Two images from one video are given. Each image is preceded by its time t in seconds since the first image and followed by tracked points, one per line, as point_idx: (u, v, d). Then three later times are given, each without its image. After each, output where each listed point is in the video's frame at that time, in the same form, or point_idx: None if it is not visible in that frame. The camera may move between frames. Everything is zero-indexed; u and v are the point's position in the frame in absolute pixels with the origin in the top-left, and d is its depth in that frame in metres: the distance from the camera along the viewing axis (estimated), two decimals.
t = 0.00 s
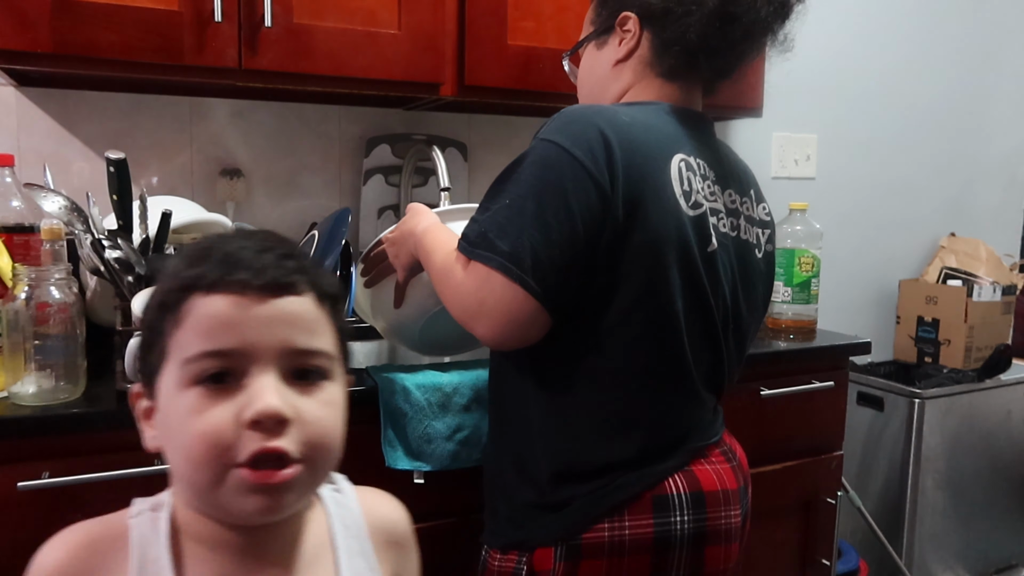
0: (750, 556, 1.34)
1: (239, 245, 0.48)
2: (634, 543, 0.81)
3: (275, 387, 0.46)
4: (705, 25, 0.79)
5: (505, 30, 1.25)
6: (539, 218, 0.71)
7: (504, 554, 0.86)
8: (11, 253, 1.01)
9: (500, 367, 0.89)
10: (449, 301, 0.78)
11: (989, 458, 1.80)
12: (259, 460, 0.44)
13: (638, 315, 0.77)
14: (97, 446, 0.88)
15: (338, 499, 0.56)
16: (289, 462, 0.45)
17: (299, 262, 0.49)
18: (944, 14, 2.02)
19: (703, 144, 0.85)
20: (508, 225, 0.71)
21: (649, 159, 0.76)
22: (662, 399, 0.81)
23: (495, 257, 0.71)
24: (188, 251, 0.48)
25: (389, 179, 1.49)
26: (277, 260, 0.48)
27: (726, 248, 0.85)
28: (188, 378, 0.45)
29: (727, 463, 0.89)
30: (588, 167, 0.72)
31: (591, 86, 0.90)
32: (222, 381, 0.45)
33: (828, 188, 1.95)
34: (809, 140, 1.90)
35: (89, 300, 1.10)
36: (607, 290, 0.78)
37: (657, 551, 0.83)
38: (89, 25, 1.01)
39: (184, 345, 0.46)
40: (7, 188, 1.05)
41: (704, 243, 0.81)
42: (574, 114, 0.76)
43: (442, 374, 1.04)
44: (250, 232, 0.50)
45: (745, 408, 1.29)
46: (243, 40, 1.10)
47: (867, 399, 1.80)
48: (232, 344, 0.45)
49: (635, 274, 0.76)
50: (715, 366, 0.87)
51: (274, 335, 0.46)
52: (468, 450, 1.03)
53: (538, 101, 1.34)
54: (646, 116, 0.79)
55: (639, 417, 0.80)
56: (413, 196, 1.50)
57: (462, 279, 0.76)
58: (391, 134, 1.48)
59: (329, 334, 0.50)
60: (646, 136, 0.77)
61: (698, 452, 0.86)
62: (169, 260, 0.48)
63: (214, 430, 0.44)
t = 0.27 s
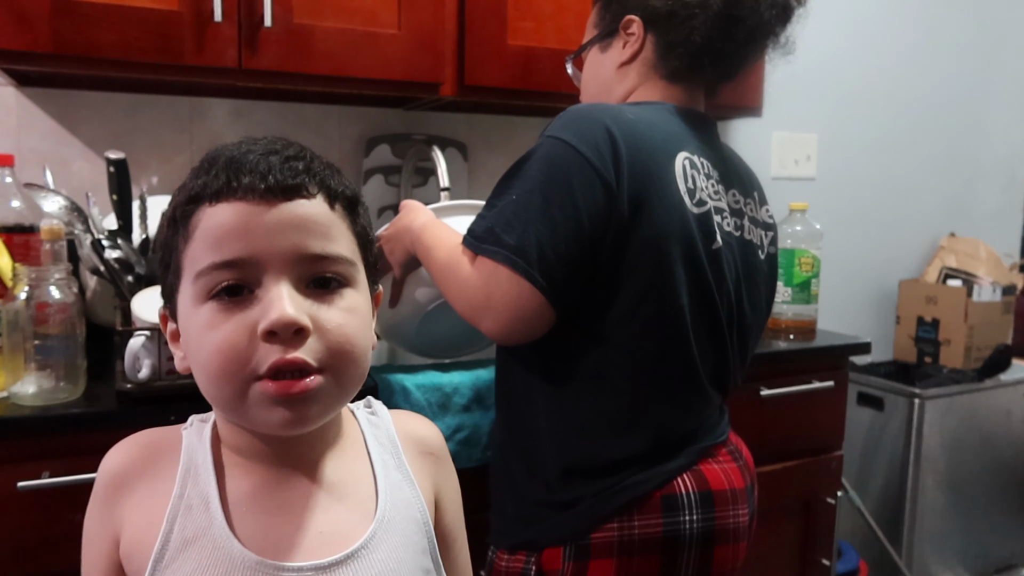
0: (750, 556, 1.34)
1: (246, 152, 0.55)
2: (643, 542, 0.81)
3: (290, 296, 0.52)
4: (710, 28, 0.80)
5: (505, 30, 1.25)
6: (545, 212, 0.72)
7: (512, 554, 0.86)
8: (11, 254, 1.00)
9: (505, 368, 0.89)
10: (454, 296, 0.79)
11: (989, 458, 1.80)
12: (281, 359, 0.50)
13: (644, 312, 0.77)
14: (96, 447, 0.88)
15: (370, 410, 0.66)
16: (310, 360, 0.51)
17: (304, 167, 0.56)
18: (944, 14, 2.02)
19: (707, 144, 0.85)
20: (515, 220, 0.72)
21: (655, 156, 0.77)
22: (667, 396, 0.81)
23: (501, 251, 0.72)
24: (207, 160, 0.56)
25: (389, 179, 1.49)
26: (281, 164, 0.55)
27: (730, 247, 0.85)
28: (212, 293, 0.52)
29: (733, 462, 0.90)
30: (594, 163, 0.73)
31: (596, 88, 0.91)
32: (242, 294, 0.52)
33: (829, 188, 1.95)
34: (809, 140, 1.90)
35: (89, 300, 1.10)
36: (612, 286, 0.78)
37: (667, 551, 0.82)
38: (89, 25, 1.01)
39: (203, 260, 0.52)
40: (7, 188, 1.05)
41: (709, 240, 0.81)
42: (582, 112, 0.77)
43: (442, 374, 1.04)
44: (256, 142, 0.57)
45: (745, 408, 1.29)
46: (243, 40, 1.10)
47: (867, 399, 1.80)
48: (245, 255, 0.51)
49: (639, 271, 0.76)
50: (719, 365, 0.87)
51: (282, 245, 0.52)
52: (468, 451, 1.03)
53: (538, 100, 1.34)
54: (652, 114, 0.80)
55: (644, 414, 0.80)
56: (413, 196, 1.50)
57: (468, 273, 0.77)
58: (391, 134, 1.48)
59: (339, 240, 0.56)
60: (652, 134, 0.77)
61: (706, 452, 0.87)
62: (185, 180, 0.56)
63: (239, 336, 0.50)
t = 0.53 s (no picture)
0: (749, 555, 1.34)
1: (264, 149, 0.56)
2: (643, 540, 0.82)
3: (295, 277, 0.52)
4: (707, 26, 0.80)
5: (505, 30, 1.25)
6: (568, 218, 0.74)
7: (513, 552, 0.86)
8: (11, 254, 1.00)
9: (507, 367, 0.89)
10: (471, 307, 0.80)
11: (989, 458, 1.80)
12: (282, 337, 0.51)
13: (661, 315, 0.78)
14: (96, 447, 0.88)
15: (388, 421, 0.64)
16: (311, 339, 0.52)
17: (320, 163, 0.57)
18: (944, 14, 2.02)
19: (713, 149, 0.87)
20: (537, 227, 0.74)
21: (668, 161, 0.78)
22: (680, 397, 0.82)
23: (524, 257, 0.74)
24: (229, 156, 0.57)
25: (389, 179, 1.49)
26: (297, 158, 0.56)
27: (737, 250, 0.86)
28: (222, 276, 0.53)
29: (734, 461, 0.91)
30: (614, 169, 0.74)
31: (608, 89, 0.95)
32: (249, 277, 0.53)
33: (828, 188, 1.95)
34: (809, 140, 1.90)
35: (89, 299, 1.10)
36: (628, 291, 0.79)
37: (667, 549, 0.83)
38: (89, 25, 1.01)
39: (217, 243, 0.54)
40: (7, 188, 1.05)
41: (719, 244, 0.82)
42: (597, 120, 0.78)
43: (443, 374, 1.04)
44: (278, 141, 0.59)
45: (746, 407, 1.29)
46: (243, 40, 1.10)
47: (867, 399, 1.80)
48: (253, 240, 0.52)
49: (656, 274, 0.77)
50: (728, 366, 0.88)
51: (291, 230, 0.53)
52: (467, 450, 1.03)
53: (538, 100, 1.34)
54: (660, 120, 0.81)
55: (657, 415, 0.81)
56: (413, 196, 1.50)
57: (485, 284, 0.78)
58: (391, 134, 1.49)
59: (349, 229, 0.56)
60: (664, 139, 0.78)
61: (707, 450, 0.88)
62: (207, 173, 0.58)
63: (243, 314, 0.51)
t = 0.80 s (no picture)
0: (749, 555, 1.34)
1: (243, 161, 0.57)
2: (661, 538, 0.85)
3: (286, 289, 0.54)
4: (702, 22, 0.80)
5: (505, 30, 1.25)
6: (577, 260, 0.75)
7: (524, 555, 0.87)
8: (11, 254, 1.00)
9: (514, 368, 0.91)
10: (483, 344, 0.83)
11: (989, 458, 1.80)
12: (275, 348, 0.53)
13: (680, 331, 0.82)
14: (96, 447, 0.88)
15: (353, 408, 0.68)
16: (302, 347, 0.54)
17: (300, 175, 0.58)
18: (944, 14, 2.02)
19: (709, 155, 0.90)
20: (546, 270, 0.76)
21: (671, 182, 0.80)
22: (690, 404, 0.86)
23: (536, 301, 0.76)
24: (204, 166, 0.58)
25: (389, 179, 1.48)
26: (281, 172, 0.57)
27: (739, 252, 0.90)
28: (210, 287, 0.54)
29: (740, 458, 0.94)
30: (622, 207, 0.76)
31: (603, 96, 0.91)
32: (240, 288, 0.54)
33: (828, 188, 1.95)
34: (809, 140, 1.90)
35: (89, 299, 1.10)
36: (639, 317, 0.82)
37: (683, 546, 0.87)
38: (88, 25, 1.01)
39: (203, 256, 0.54)
40: (7, 188, 1.05)
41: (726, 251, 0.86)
42: (600, 149, 0.78)
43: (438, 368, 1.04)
44: (254, 152, 0.59)
45: (745, 408, 1.29)
46: (243, 40, 1.10)
47: (867, 399, 1.81)
48: (244, 253, 0.53)
49: (675, 294, 0.81)
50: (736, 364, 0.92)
51: (279, 243, 0.54)
52: (465, 437, 1.02)
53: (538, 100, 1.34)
54: (659, 138, 0.82)
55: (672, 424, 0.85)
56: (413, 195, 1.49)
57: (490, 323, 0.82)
58: (390, 134, 1.48)
59: (331, 241, 0.58)
60: (669, 161, 0.81)
61: (718, 448, 0.91)
62: (184, 184, 0.57)
63: (236, 324, 0.53)
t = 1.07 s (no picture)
0: (749, 555, 1.35)
1: (198, 238, 0.61)
2: (633, 532, 0.82)
3: (233, 354, 0.58)
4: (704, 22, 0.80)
5: (505, 30, 1.25)
6: (507, 250, 0.75)
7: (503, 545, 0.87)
8: (11, 254, 1.00)
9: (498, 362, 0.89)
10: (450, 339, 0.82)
11: (989, 457, 1.80)
12: (223, 408, 0.56)
13: (625, 323, 0.78)
14: (96, 447, 0.88)
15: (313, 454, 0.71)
16: (249, 407, 0.57)
17: (250, 249, 0.62)
18: (944, 14, 2.02)
19: (678, 144, 0.85)
20: (484, 263, 0.76)
21: (616, 172, 0.77)
22: (647, 404, 0.81)
23: (480, 293, 0.76)
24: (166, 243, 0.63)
25: (389, 179, 1.48)
26: (230, 247, 0.61)
27: (709, 246, 0.85)
28: (167, 352, 0.58)
29: (724, 457, 0.89)
30: (547, 196, 0.74)
31: (568, 101, 0.90)
32: (194, 354, 0.58)
33: (828, 188, 1.95)
34: (809, 140, 1.90)
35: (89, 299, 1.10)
36: (588, 311, 0.79)
37: (656, 541, 0.83)
38: (89, 25, 1.01)
39: (162, 323, 0.58)
40: (7, 188, 1.05)
41: (684, 244, 0.81)
42: (539, 142, 0.78)
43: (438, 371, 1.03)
44: (208, 228, 0.64)
45: (745, 408, 1.29)
46: (243, 40, 1.10)
47: (867, 399, 1.80)
48: (196, 322, 0.58)
49: (616, 285, 0.77)
50: (708, 366, 0.87)
51: (228, 312, 0.58)
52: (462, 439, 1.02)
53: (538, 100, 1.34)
54: (610, 130, 0.80)
55: (626, 422, 0.81)
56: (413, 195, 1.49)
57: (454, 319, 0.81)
58: (390, 134, 1.48)
59: (280, 306, 0.62)
60: (612, 149, 0.78)
61: (695, 445, 0.86)
62: (148, 259, 0.62)
63: (188, 386, 0.56)
